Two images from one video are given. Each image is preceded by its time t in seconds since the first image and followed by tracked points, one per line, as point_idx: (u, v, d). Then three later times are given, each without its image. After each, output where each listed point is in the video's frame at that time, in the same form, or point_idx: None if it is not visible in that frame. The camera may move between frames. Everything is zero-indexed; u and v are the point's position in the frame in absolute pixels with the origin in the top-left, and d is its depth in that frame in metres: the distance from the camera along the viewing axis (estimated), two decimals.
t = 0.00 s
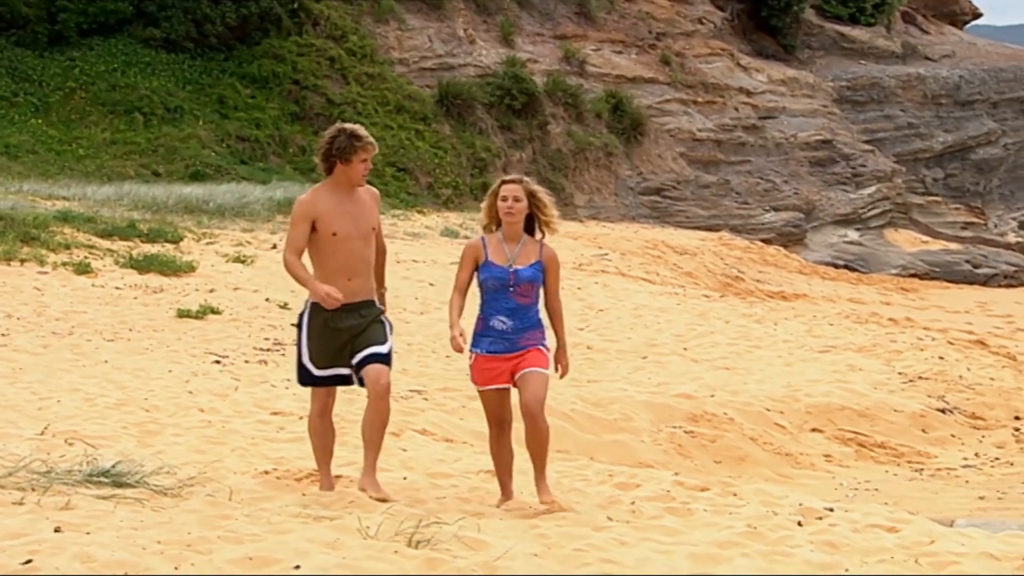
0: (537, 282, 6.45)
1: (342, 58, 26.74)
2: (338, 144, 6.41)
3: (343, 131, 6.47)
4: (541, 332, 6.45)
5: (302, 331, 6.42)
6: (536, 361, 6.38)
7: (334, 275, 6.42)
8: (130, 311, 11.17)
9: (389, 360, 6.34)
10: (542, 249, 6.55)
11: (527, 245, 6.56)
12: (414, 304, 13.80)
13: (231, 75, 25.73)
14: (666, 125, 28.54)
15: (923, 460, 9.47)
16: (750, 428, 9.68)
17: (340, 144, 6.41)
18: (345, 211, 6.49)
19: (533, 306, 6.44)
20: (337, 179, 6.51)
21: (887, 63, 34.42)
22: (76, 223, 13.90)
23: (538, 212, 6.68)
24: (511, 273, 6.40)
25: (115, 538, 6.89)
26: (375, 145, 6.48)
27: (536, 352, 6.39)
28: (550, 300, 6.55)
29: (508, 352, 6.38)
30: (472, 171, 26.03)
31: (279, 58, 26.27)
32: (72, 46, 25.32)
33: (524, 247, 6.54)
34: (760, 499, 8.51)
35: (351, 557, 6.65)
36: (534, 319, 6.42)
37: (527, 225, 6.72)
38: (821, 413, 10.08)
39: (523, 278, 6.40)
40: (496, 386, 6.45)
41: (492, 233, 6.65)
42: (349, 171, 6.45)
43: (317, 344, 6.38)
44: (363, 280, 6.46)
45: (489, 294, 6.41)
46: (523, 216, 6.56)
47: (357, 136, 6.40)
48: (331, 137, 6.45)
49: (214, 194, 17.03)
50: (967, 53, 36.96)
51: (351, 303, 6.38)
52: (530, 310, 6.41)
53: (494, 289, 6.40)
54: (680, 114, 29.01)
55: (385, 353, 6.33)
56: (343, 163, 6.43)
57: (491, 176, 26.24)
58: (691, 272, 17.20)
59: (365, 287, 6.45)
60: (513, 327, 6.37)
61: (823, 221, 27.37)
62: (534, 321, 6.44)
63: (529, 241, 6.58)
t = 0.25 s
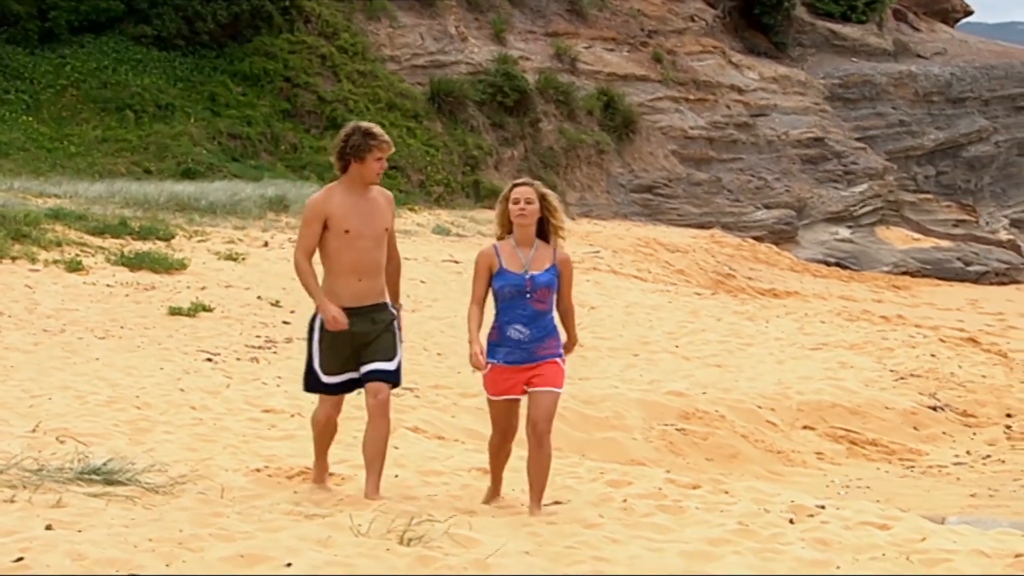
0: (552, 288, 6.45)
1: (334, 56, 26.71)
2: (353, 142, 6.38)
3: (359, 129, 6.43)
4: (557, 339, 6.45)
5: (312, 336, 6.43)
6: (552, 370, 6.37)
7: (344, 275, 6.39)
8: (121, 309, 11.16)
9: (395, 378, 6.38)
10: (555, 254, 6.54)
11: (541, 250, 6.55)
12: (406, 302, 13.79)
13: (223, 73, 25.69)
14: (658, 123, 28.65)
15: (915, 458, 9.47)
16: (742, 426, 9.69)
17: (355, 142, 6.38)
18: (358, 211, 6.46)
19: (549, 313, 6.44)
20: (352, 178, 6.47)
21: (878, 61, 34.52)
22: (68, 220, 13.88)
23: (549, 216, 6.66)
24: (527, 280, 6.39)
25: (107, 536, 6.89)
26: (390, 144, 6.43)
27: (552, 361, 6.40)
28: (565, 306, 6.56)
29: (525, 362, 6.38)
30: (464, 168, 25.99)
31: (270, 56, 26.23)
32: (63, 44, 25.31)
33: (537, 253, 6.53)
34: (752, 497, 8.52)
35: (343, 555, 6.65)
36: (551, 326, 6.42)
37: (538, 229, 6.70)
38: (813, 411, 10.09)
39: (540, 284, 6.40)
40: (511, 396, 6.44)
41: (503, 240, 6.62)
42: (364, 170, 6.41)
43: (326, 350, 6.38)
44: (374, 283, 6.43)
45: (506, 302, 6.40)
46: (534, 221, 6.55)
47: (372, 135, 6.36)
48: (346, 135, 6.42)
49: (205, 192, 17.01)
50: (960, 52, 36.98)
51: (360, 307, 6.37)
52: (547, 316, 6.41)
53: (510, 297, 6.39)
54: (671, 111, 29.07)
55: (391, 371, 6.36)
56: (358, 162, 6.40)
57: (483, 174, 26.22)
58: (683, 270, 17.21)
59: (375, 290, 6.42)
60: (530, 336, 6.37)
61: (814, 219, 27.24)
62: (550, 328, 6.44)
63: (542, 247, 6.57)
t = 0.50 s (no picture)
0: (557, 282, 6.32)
1: (322, 53, 26.73)
2: (355, 134, 6.29)
3: (360, 120, 6.35)
4: (560, 336, 6.34)
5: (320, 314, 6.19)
6: (556, 368, 6.27)
7: (347, 268, 6.28)
8: (110, 306, 11.15)
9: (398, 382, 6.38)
10: (559, 248, 6.41)
11: (544, 244, 6.42)
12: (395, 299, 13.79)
13: (211, 70, 25.65)
14: (647, 120, 28.58)
15: (903, 455, 9.50)
16: (731, 423, 9.70)
17: (357, 133, 6.29)
18: (360, 203, 6.38)
19: (552, 308, 6.32)
20: (353, 170, 6.39)
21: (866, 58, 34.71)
22: (56, 218, 13.86)
23: (553, 208, 6.55)
24: (532, 274, 6.27)
25: (95, 533, 6.89)
26: (392, 135, 6.35)
27: (556, 359, 6.29)
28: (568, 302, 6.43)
29: (529, 357, 6.24)
30: (452, 166, 25.97)
31: (259, 53, 26.20)
32: (52, 41, 25.28)
33: (541, 246, 6.40)
34: (740, 494, 8.53)
35: (332, 552, 6.66)
36: (554, 322, 6.30)
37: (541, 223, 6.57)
38: (801, 408, 10.09)
39: (544, 278, 6.27)
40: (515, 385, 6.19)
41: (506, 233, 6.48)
42: (365, 162, 6.32)
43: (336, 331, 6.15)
44: (378, 276, 6.33)
45: (510, 296, 6.27)
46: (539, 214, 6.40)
47: (373, 126, 6.27)
48: (347, 127, 6.34)
49: (194, 188, 16.98)
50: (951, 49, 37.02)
51: (363, 300, 6.27)
52: (551, 311, 6.29)
53: (515, 290, 6.26)
54: (660, 108, 29.04)
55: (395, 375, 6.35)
56: (360, 154, 6.31)
57: (472, 171, 26.19)
58: (672, 267, 17.22)
59: (379, 283, 6.33)
60: (536, 330, 6.24)
61: (802, 216, 27.21)
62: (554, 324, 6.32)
63: (546, 241, 6.44)
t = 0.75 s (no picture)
0: (551, 285, 6.16)
1: (311, 49, 26.69)
2: (352, 137, 6.19)
3: (357, 125, 6.26)
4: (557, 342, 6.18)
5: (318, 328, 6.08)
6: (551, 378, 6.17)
7: (344, 273, 6.16)
8: (98, 302, 11.13)
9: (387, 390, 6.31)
10: (553, 251, 6.25)
11: (536, 248, 6.27)
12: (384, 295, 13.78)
13: (200, 65, 25.62)
14: (636, 117, 28.58)
15: (892, 451, 9.51)
16: (720, 419, 9.70)
17: (354, 136, 6.19)
18: (357, 208, 6.26)
19: (549, 313, 6.17)
20: (350, 176, 6.28)
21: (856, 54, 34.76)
22: (45, 214, 13.84)
23: (548, 216, 6.35)
24: (526, 277, 6.11)
25: (84, 529, 6.89)
26: (390, 139, 6.25)
27: (553, 367, 6.16)
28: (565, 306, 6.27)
29: (526, 363, 6.09)
30: (441, 162, 25.94)
31: (248, 49, 26.16)
32: (40, 36, 25.25)
33: (533, 251, 6.25)
34: (729, 490, 8.54)
35: (321, 548, 6.65)
36: (551, 326, 6.14)
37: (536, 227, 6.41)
38: (790, 404, 10.10)
39: (537, 281, 6.12)
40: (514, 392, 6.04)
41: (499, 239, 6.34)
42: (362, 166, 6.22)
43: (332, 346, 6.02)
44: (376, 281, 6.20)
45: (504, 302, 6.11)
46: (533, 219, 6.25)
47: (369, 129, 6.18)
48: (344, 131, 6.25)
49: (183, 184, 16.96)
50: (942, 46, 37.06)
51: (362, 307, 6.13)
52: (547, 315, 6.13)
53: (509, 296, 6.11)
54: (650, 105, 29.03)
55: (384, 385, 6.27)
56: (356, 157, 6.21)
57: (461, 167, 26.17)
58: (661, 263, 17.22)
59: (378, 289, 6.19)
60: (532, 335, 6.08)
61: (792, 212, 27.06)
62: (550, 329, 6.17)
63: (538, 245, 6.29)
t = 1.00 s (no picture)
0: (546, 277, 6.16)
1: (303, 48, 26.66)
2: (349, 132, 6.04)
3: (355, 119, 6.11)
4: (553, 332, 6.15)
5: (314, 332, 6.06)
6: (548, 364, 6.08)
7: (342, 269, 6.09)
8: (90, 301, 11.12)
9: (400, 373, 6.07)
10: (548, 244, 6.24)
11: (532, 239, 6.25)
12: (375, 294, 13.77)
13: (192, 64, 25.61)
14: (628, 116, 28.60)
15: (883, 449, 9.52)
16: (711, 418, 9.71)
17: (352, 132, 6.04)
18: (354, 203, 6.16)
19: (543, 304, 6.15)
20: (347, 170, 6.16)
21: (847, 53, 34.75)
22: (36, 213, 13.83)
23: (544, 204, 6.32)
24: (519, 268, 6.10)
25: (75, 528, 6.88)
26: (388, 134, 6.10)
27: (548, 356, 6.10)
28: (560, 298, 6.25)
29: (519, 354, 6.06)
30: (433, 161, 25.90)
31: (240, 47, 26.14)
32: (31, 35, 25.23)
33: (528, 242, 6.23)
34: (721, 489, 8.54)
35: (312, 547, 6.65)
36: (545, 317, 6.12)
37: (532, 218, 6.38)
38: (782, 403, 10.10)
39: (532, 273, 6.11)
40: (508, 390, 6.08)
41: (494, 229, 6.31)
42: (359, 162, 6.09)
43: (328, 348, 6.02)
44: (374, 277, 6.13)
45: (498, 293, 6.10)
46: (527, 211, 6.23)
47: (367, 126, 6.02)
48: (341, 125, 6.10)
49: (174, 182, 16.93)
50: (933, 46, 37.10)
51: (360, 303, 6.07)
52: (541, 307, 6.12)
53: (503, 287, 6.10)
54: (641, 104, 29.03)
55: (396, 366, 6.05)
56: (354, 152, 6.07)
57: (453, 166, 26.14)
58: (653, 262, 17.22)
59: (376, 284, 6.13)
60: (525, 326, 6.07)
61: (783, 211, 27.06)
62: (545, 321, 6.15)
63: (533, 236, 6.27)
